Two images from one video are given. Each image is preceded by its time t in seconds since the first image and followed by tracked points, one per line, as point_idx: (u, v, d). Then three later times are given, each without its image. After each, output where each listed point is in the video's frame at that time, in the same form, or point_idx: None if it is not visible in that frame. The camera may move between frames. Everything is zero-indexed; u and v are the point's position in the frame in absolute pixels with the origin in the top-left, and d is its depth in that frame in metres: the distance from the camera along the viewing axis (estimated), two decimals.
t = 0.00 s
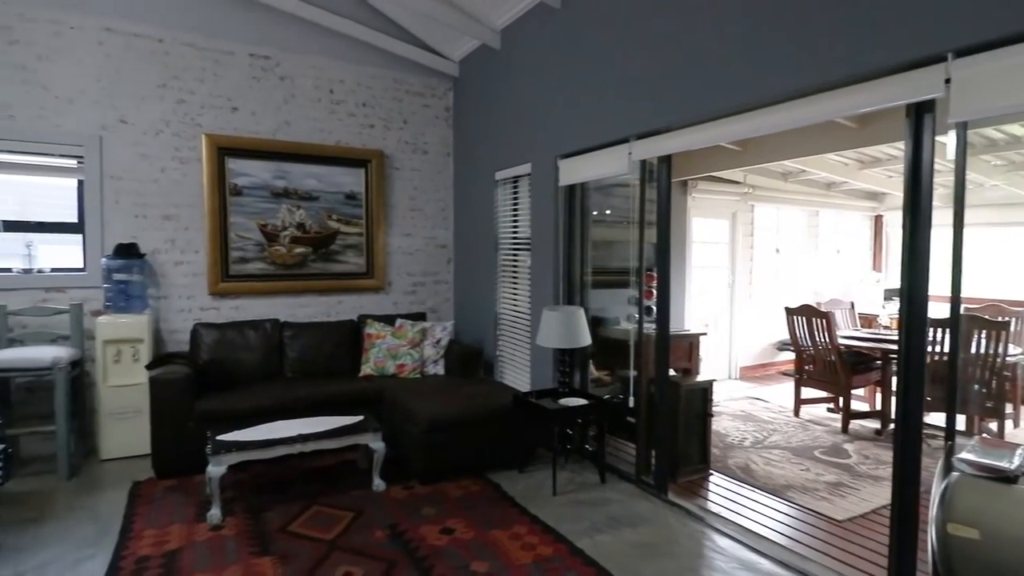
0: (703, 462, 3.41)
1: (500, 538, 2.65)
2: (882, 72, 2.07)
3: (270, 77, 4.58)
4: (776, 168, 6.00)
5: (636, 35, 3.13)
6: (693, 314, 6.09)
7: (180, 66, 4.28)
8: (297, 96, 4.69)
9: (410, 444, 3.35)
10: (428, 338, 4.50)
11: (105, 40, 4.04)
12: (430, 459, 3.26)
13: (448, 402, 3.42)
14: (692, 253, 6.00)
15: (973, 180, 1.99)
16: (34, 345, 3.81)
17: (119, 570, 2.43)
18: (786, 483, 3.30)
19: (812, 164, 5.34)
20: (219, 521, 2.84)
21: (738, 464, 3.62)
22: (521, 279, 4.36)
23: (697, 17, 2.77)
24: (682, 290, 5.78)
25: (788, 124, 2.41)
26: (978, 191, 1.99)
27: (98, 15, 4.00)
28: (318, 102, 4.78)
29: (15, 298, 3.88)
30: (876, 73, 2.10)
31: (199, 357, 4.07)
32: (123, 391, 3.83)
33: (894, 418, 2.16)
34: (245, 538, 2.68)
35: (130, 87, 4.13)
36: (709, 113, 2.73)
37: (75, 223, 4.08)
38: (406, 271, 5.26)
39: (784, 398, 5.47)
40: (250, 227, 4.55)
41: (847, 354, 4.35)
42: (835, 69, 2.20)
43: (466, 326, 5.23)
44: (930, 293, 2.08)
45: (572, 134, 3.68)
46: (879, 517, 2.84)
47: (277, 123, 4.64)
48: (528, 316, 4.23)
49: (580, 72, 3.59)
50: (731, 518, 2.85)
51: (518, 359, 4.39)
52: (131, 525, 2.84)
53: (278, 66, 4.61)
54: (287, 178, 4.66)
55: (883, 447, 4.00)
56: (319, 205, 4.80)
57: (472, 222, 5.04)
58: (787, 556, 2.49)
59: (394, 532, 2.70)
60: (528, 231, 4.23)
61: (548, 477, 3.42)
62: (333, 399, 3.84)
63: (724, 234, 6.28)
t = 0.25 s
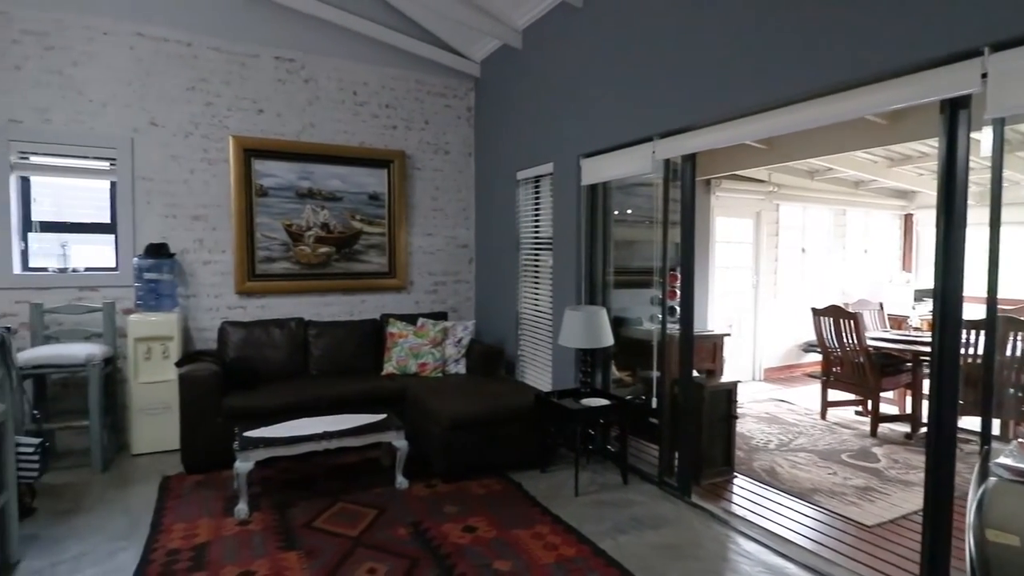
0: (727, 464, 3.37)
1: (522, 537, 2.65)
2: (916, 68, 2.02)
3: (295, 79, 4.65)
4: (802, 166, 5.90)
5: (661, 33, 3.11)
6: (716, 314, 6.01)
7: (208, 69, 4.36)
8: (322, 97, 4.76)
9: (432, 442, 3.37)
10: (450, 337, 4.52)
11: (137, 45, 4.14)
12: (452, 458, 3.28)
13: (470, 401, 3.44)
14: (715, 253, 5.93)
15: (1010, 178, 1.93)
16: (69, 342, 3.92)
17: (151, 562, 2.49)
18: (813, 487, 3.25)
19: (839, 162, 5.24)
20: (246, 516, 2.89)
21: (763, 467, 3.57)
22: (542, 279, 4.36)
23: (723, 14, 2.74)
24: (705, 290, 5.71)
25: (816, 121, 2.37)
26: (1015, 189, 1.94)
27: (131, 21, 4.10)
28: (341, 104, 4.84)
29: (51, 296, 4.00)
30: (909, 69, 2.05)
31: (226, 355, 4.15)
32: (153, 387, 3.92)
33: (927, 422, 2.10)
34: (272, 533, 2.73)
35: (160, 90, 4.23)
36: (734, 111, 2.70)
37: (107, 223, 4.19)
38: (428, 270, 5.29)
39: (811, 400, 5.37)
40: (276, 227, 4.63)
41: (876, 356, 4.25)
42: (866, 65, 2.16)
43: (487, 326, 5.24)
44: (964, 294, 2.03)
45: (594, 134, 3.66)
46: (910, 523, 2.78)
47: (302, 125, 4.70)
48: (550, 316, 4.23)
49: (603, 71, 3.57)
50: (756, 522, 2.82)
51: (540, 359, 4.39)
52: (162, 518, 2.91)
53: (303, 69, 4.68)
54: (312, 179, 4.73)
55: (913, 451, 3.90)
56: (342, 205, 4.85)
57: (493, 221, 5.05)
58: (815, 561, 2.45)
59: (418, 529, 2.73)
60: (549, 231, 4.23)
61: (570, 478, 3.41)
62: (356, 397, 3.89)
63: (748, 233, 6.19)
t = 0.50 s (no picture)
0: (752, 467, 3.33)
1: (543, 538, 2.65)
2: (948, 63, 1.97)
3: (319, 81, 4.71)
4: (829, 164, 5.79)
5: (684, 31, 3.08)
6: (740, 315, 5.93)
7: (235, 73, 4.44)
8: (345, 99, 4.81)
9: (454, 441, 3.39)
10: (471, 337, 4.54)
11: (166, 49, 4.24)
12: (473, 457, 3.29)
13: (491, 400, 3.45)
14: (739, 253, 5.85)
15: None
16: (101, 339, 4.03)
17: (180, 555, 2.54)
18: (840, 491, 3.19)
19: (868, 159, 5.13)
20: (271, 511, 2.94)
21: (788, 470, 3.52)
22: (563, 279, 4.35)
23: (747, 10, 2.70)
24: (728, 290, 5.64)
25: (844, 119, 2.32)
26: None
27: (160, 26, 4.19)
28: (364, 105, 4.89)
29: (84, 295, 4.11)
30: (941, 64, 2.00)
31: (252, 353, 4.23)
32: (182, 384, 4.01)
33: (960, 427, 2.04)
34: (296, 529, 2.77)
35: (189, 94, 4.32)
36: (759, 109, 2.66)
37: (138, 224, 4.29)
38: (449, 270, 5.32)
39: (838, 403, 5.27)
40: (300, 228, 4.69)
41: (906, 358, 4.16)
42: (895, 61, 2.11)
43: (508, 325, 5.25)
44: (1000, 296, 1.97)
45: (616, 133, 3.64)
46: (942, 530, 2.71)
47: (326, 127, 4.76)
48: (571, 316, 4.22)
49: (625, 69, 3.55)
50: (781, 525, 2.77)
51: (561, 359, 4.38)
52: (190, 512, 2.98)
53: (327, 71, 4.74)
54: (335, 180, 4.79)
55: (945, 456, 3.81)
56: (365, 206, 4.90)
57: (515, 221, 5.06)
58: (842, 566, 2.40)
59: (439, 528, 2.74)
60: (571, 231, 4.22)
61: (591, 478, 3.40)
62: (379, 396, 3.92)
63: (773, 232, 6.10)
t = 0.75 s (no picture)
0: (777, 470, 3.28)
1: (566, 538, 2.64)
2: (982, 58, 1.92)
3: (343, 84, 4.77)
4: (857, 162, 5.68)
5: (708, 28, 3.05)
6: (765, 316, 5.84)
7: (261, 76, 4.52)
8: (368, 101, 4.86)
9: (476, 441, 3.40)
10: (492, 337, 4.55)
11: (194, 54, 4.33)
12: (495, 457, 3.30)
13: (513, 400, 3.45)
14: (764, 252, 5.77)
15: None
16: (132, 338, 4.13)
17: (208, 549, 2.60)
18: (868, 496, 3.12)
19: (897, 157, 5.02)
20: (296, 508, 2.99)
21: (814, 474, 3.46)
22: (584, 279, 4.34)
23: (773, 7, 2.66)
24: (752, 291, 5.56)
25: (873, 117, 2.27)
26: None
27: (189, 31, 4.29)
28: (387, 106, 4.93)
29: (116, 294, 4.22)
30: (974, 60, 1.95)
31: (277, 352, 4.30)
32: (210, 382, 4.09)
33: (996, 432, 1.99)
34: (321, 525, 2.81)
35: (216, 97, 4.41)
36: (785, 107, 2.62)
37: (167, 225, 4.39)
38: (470, 270, 5.33)
39: (865, 406, 5.17)
40: (324, 228, 4.76)
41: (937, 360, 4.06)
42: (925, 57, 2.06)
43: (529, 326, 5.25)
44: None
45: (639, 132, 3.62)
46: (975, 537, 2.64)
47: (350, 128, 4.82)
48: (592, 316, 4.20)
49: (648, 68, 3.53)
50: (808, 530, 2.73)
51: (582, 359, 4.36)
52: (218, 507, 3.04)
53: (351, 73, 4.79)
54: (358, 181, 4.84)
55: (977, 462, 3.70)
56: (387, 207, 4.95)
57: (536, 221, 5.06)
58: (871, 572, 2.36)
59: (461, 526, 2.76)
60: (592, 231, 4.20)
61: (613, 480, 3.38)
62: (401, 395, 3.95)
63: (799, 232, 6.00)
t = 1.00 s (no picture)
0: (803, 474, 3.23)
1: (588, 539, 2.64)
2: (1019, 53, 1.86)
3: (366, 85, 4.82)
4: (886, 160, 5.56)
5: (732, 26, 3.01)
6: (790, 317, 5.74)
7: (286, 79, 4.59)
8: (391, 103, 4.90)
9: (497, 441, 3.41)
10: (513, 337, 4.55)
11: (222, 58, 4.41)
12: (516, 457, 3.30)
13: (534, 400, 3.45)
14: (789, 252, 5.68)
15: None
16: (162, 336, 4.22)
17: (235, 544, 2.65)
18: (898, 501, 3.05)
19: (928, 155, 4.90)
20: (320, 505, 3.02)
21: (842, 479, 3.39)
22: (606, 279, 4.32)
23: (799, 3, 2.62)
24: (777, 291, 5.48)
25: (904, 114, 2.22)
26: None
27: (216, 36, 4.37)
28: (409, 107, 4.97)
29: (146, 293, 4.32)
30: (1011, 54, 1.89)
31: (302, 351, 4.36)
32: (236, 380, 4.17)
33: None
34: (345, 522, 2.84)
35: (243, 100, 4.48)
36: (812, 104, 2.57)
37: (195, 226, 4.48)
38: (491, 270, 5.35)
39: (894, 409, 5.05)
40: (347, 228, 4.81)
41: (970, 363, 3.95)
42: (958, 52, 2.00)
43: (550, 326, 5.24)
44: None
45: (661, 131, 3.59)
46: (1011, 545, 2.57)
47: (372, 130, 4.86)
48: (614, 317, 4.18)
49: (670, 66, 3.49)
50: (836, 535, 2.68)
51: (603, 359, 4.34)
52: (245, 503, 3.09)
53: (373, 75, 4.84)
54: (381, 181, 4.88)
55: (1013, 468, 3.60)
56: (409, 207, 4.99)
57: (557, 221, 5.05)
58: None
59: (483, 526, 2.77)
60: (614, 230, 4.18)
61: (636, 481, 3.36)
62: (422, 394, 3.98)
63: (825, 231, 5.89)
